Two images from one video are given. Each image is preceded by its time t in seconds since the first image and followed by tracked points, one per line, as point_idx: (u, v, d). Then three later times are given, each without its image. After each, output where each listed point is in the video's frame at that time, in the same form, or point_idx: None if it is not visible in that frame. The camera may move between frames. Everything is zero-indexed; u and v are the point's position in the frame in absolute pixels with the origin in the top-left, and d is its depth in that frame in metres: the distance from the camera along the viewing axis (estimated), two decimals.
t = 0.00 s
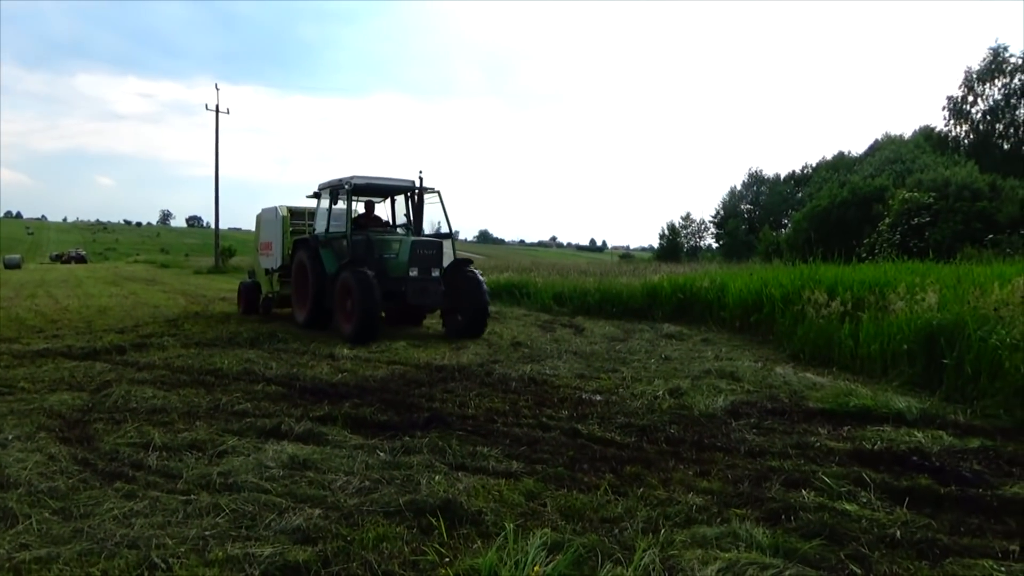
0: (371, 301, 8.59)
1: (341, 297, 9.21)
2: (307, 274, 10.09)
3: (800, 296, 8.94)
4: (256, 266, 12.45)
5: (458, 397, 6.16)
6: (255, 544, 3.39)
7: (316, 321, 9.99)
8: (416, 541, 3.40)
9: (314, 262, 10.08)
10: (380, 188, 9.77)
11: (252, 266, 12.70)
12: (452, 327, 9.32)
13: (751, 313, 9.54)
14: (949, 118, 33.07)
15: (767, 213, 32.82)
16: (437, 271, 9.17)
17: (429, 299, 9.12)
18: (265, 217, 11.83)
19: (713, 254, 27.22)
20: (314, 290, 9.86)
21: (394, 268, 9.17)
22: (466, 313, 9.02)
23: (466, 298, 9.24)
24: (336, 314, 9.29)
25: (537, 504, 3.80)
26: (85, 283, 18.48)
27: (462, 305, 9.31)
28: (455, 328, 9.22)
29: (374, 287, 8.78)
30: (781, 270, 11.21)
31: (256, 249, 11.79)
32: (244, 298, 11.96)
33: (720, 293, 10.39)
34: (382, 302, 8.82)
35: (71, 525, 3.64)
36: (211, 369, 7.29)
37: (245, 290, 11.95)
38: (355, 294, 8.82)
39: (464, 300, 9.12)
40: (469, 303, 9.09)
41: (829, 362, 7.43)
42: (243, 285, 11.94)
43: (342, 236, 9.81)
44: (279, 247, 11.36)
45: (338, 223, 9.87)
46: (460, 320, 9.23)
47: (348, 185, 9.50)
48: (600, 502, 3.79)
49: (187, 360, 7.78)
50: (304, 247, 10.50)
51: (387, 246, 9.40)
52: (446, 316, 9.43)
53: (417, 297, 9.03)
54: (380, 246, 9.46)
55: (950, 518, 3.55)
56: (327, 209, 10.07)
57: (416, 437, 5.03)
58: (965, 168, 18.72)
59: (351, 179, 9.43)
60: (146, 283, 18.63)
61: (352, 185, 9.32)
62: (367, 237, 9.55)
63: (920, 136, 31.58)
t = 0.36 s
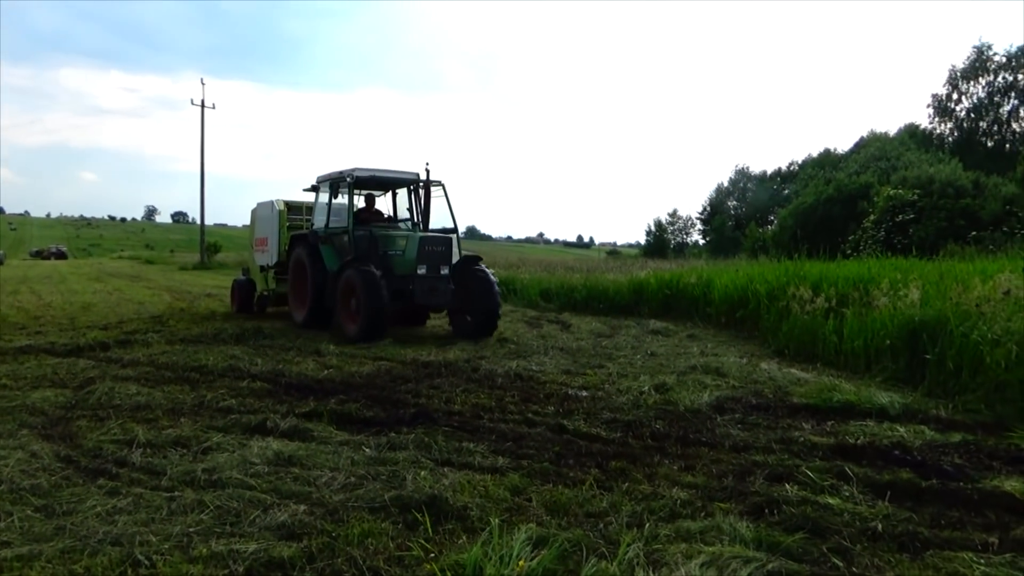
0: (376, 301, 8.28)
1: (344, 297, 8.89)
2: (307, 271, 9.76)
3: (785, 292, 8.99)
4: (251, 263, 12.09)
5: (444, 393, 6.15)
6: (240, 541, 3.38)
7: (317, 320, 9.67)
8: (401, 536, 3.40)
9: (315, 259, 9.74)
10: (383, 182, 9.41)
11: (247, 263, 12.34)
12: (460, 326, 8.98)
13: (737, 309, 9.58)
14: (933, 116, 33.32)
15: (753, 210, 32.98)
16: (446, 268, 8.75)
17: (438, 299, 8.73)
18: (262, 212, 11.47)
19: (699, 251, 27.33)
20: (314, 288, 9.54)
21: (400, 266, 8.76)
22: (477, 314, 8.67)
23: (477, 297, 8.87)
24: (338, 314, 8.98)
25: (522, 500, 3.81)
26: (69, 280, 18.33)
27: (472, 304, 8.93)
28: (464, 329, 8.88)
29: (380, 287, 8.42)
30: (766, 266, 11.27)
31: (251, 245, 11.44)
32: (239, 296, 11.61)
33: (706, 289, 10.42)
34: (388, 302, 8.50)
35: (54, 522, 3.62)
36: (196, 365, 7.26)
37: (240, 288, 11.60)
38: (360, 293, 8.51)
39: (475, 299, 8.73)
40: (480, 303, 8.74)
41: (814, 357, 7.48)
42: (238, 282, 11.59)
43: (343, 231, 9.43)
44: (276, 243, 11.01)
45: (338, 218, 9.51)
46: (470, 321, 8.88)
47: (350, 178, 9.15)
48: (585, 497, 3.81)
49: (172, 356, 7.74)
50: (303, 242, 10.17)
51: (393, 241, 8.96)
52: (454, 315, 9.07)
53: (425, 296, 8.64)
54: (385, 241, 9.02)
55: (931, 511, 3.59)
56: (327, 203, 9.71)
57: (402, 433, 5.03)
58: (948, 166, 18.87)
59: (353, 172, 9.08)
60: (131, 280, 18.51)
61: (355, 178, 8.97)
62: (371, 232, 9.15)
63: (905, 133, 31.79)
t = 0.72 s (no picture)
0: (377, 303, 7.79)
1: (340, 297, 8.39)
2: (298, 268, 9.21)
3: (760, 288, 9.06)
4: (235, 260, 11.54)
5: (422, 390, 6.14)
6: (215, 539, 3.35)
7: (309, 322, 9.16)
8: (379, 533, 3.39)
9: (306, 256, 9.18)
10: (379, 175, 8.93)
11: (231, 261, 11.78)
12: (461, 329, 8.54)
13: (713, 305, 9.65)
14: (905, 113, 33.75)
15: (729, 207, 33.20)
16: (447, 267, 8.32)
17: (439, 299, 8.29)
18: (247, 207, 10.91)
19: (676, 247, 27.51)
20: (306, 287, 9.00)
21: (399, 264, 8.29)
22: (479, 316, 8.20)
23: (479, 299, 8.39)
24: (334, 316, 8.48)
25: (500, 496, 3.82)
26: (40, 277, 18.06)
27: (474, 306, 8.48)
28: (466, 332, 8.43)
29: (380, 286, 7.94)
30: (742, 262, 11.36)
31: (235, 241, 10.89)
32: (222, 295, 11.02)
33: (683, 285, 10.49)
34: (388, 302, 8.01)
35: (25, 523, 3.57)
36: (170, 364, 7.18)
37: (223, 287, 11.01)
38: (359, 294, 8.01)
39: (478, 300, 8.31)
40: (483, 304, 8.27)
41: (788, 352, 7.56)
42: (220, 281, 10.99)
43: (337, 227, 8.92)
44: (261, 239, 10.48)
45: (332, 214, 9.04)
46: (471, 323, 8.43)
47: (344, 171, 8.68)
48: (562, 493, 3.82)
49: (145, 354, 7.65)
50: (293, 238, 9.61)
51: (390, 238, 8.48)
52: (454, 317, 8.63)
53: (427, 297, 8.19)
54: (382, 239, 8.54)
55: (903, 503, 3.64)
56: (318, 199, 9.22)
57: (379, 430, 5.01)
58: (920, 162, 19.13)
59: (347, 165, 8.62)
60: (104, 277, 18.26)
61: (349, 171, 8.51)
62: (367, 228, 8.66)
63: (878, 130, 32.16)
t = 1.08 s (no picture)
0: (381, 302, 7.34)
1: (342, 297, 7.96)
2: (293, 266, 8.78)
3: (739, 286, 9.12)
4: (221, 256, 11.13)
5: (401, 387, 6.12)
6: (192, 537, 3.33)
7: (306, 323, 8.73)
8: (357, 530, 3.38)
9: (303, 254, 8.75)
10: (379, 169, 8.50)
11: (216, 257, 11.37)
12: (467, 332, 8.14)
13: (692, 303, 9.70)
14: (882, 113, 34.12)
15: (709, 204, 33.40)
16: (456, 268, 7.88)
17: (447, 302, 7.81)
18: (236, 200, 10.50)
19: (655, 244, 27.62)
20: (303, 286, 8.57)
21: (405, 263, 7.83)
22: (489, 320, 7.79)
23: (488, 302, 7.99)
24: (335, 317, 8.05)
25: (479, 492, 3.82)
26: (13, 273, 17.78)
27: (483, 309, 8.08)
28: (472, 336, 8.03)
29: (386, 287, 7.46)
30: (720, 259, 11.43)
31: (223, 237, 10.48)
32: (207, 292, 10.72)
33: (662, 282, 10.53)
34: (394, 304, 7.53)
35: None
36: (147, 360, 7.11)
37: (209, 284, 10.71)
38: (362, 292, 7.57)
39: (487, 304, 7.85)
40: (492, 308, 7.85)
41: (766, 349, 7.62)
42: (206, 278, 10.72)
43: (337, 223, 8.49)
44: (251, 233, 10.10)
45: (329, 209, 8.64)
46: (478, 327, 8.04)
47: (343, 163, 8.20)
48: (541, 489, 3.83)
49: (121, 350, 7.56)
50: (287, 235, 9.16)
51: (396, 236, 8.04)
52: (459, 319, 8.23)
53: (434, 299, 7.72)
54: (386, 236, 8.10)
55: (878, 498, 3.69)
56: (314, 192, 8.81)
57: (358, 427, 4.99)
58: (896, 162, 19.34)
59: (346, 158, 8.20)
60: (79, 272, 18.01)
61: (348, 165, 8.10)
62: (369, 225, 8.22)
63: (856, 129, 32.45)
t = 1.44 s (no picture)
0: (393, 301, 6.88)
1: (347, 297, 7.50)
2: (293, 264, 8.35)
3: (721, 285, 9.17)
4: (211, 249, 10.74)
5: (384, 383, 6.10)
6: (171, 532, 3.30)
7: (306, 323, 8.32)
8: (338, 526, 3.37)
9: (303, 251, 8.33)
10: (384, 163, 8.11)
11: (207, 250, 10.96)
12: (477, 332, 7.85)
13: (675, 301, 9.75)
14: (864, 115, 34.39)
15: (692, 203, 33.53)
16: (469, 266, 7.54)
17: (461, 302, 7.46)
18: (230, 192, 10.09)
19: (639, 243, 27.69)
20: (304, 285, 8.15)
21: (416, 262, 7.45)
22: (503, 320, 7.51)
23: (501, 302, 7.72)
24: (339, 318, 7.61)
25: (461, 489, 3.81)
26: None
27: (494, 310, 7.80)
28: (483, 336, 7.73)
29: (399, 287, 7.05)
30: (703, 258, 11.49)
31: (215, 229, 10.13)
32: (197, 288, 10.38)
33: (646, 280, 10.57)
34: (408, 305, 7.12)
35: None
36: (126, 354, 7.05)
37: (200, 280, 10.34)
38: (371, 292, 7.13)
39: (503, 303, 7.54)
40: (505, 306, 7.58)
41: (748, 348, 7.67)
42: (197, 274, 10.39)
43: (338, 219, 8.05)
44: (245, 226, 9.71)
45: (329, 203, 8.23)
46: (490, 328, 7.75)
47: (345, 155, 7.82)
48: (523, 486, 3.83)
49: (101, 344, 7.49)
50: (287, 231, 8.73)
51: (404, 232, 7.63)
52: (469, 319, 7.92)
53: (448, 299, 7.36)
54: (393, 233, 7.68)
55: (856, 496, 3.72)
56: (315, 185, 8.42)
57: (340, 422, 4.97)
58: (877, 163, 19.51)
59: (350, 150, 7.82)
60: (58, 265, 17.80)
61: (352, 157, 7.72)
62: (374, 220, 7.81)
63: (839, 130, 32.68)
